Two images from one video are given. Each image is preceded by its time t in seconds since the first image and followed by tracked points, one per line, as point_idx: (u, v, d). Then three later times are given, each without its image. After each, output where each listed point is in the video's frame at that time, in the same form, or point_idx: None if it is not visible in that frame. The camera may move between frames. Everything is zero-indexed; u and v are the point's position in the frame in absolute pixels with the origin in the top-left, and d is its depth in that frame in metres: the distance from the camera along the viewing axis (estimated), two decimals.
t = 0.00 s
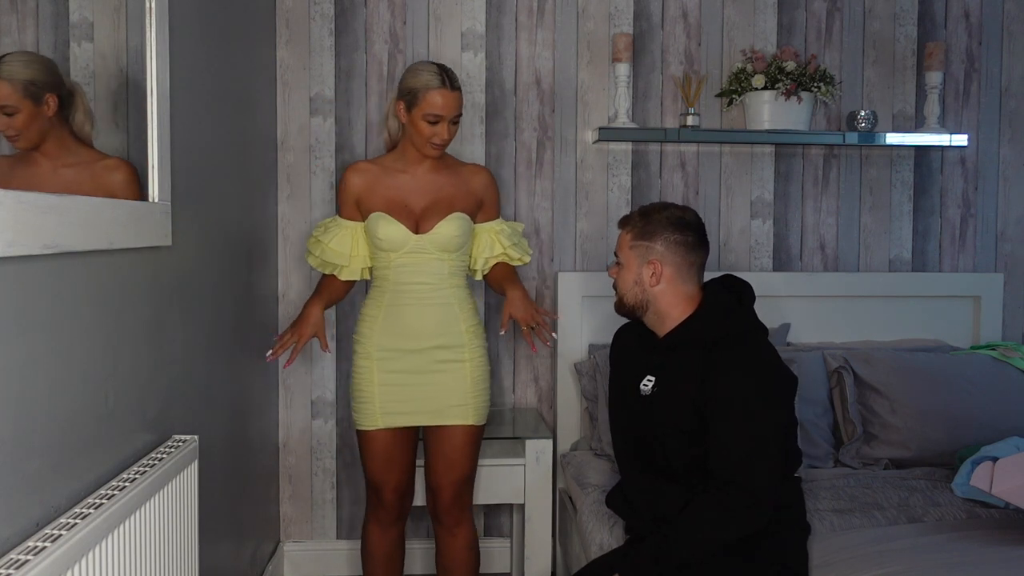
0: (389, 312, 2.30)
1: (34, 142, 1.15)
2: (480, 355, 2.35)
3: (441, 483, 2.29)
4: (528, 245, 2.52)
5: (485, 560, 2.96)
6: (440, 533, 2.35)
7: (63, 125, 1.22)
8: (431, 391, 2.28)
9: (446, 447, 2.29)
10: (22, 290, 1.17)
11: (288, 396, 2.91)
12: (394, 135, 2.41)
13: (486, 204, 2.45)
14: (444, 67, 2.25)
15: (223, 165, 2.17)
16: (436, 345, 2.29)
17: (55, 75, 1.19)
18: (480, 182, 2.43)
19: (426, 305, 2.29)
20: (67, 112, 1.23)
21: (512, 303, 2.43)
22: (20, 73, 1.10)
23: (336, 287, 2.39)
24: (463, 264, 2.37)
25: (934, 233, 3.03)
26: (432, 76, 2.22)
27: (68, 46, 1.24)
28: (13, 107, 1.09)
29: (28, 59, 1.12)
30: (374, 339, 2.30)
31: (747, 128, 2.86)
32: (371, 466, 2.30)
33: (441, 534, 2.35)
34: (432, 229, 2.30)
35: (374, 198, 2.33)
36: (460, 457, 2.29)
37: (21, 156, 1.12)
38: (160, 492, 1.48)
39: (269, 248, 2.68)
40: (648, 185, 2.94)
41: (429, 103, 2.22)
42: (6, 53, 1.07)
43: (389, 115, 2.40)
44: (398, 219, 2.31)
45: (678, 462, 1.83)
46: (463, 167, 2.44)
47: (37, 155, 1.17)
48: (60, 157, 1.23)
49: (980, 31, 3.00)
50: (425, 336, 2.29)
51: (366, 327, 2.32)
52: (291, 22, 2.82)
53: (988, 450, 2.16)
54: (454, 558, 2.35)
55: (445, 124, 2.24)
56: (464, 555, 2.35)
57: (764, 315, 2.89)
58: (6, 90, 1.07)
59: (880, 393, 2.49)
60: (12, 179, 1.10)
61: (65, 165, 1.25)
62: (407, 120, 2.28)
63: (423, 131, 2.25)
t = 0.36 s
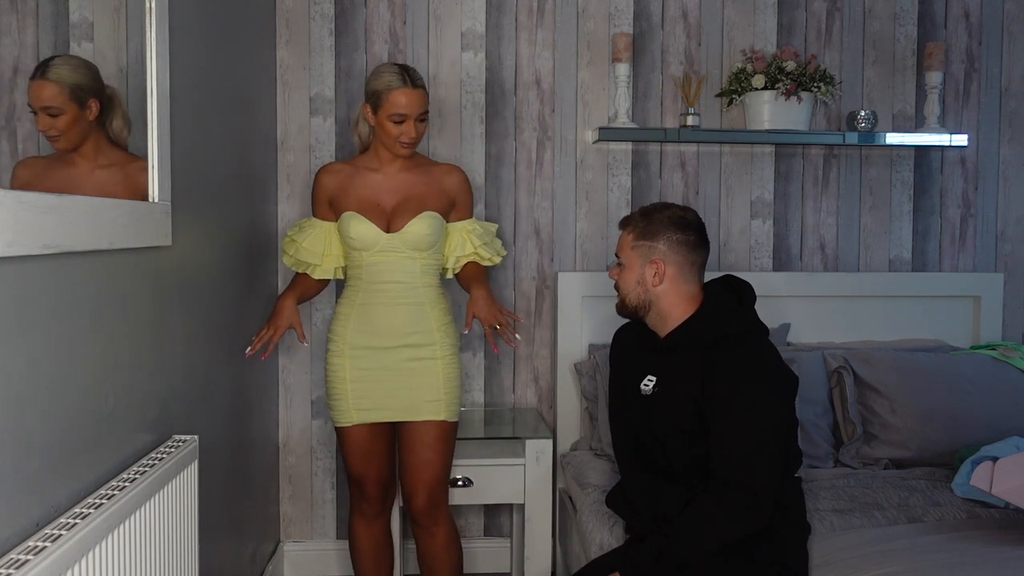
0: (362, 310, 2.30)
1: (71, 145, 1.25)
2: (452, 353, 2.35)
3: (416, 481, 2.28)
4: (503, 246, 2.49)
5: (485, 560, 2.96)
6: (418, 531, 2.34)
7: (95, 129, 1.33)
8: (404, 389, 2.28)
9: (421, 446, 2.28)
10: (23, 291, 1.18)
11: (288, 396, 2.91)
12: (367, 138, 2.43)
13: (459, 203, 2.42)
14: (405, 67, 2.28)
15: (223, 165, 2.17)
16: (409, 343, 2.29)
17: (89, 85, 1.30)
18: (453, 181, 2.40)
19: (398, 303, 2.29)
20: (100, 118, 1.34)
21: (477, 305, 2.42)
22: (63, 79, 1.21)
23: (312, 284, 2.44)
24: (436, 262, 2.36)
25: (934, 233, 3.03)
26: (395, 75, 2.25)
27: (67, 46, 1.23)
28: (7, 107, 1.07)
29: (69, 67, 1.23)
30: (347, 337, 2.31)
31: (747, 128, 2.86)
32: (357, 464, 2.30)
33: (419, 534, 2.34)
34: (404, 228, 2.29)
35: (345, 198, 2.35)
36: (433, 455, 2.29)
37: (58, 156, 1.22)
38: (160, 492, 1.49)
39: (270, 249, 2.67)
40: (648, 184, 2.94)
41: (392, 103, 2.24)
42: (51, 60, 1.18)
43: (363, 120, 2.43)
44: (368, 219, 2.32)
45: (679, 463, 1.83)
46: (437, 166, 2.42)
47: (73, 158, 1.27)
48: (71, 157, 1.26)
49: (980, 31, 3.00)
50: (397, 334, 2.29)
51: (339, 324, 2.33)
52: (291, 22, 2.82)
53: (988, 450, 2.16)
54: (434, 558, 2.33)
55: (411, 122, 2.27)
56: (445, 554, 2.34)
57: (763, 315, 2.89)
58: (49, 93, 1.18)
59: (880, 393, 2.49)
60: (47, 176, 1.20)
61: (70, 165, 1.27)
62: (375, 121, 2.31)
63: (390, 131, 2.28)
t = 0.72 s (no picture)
0: (355, 311, 2.31)
1: (84, 147, 1.29)
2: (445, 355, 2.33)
3: (384, 475, 2.21)
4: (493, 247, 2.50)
5: (485, 560, 2.96)
6: (374, 528, 2.24)
7: (105, 132, 1.37)
8: (392, 388, 2.27)
9: (398, 442, 2.23)
10: (23, 291, 1.17)
11: (288, 396, 2.91)
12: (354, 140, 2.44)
13: (449, 202, 2.42)
14: (391, 68, 2.29)
15: (223, 165, 2.17)
16: (398, 342, 2.28)
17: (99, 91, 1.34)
18: (443, 181, 2.40)
19: (389, 304, 2.29)
20: (110, 121, 1.39)
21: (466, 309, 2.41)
22: (78, 82, 1.25)
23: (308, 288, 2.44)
24: (428, 263, 2.35)
25: (933, 233, 3.03)
26: (380, 77, 2.26)
27: (68, 46, 1.23)
28: (6, 106, 1.07)
29: (84, 70, 1.28)
30: (340, 337, 2.32)
31: (747, 128, 2.86)
32: (356, 462, 2.32)
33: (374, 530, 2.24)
34: (394, 229, 2.29)
35: (336, 201, 2.35)
36: (407, 453, 2.23)
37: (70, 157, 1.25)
38: (160, 492, 1.48)
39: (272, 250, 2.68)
40: (648, 184, 2.94)
41: (379, 104, 2.25)
42: (69, 62, 1.23)
43: (351, 124, 2.43)
44: (360, 221, 2.31)
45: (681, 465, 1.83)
46: (427, 166, 2.42)
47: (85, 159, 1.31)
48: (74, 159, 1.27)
49: (980, 31, 3.00)
50: (387, 334, 2.29)
51: (334, 324, 2.34)
52: (291, 22, 2.82)
53: (988, 450, 2.16)
54: (384, 558, 2.23)
55: (399, 122, 2.28)
56: (397, 556, 2.23)
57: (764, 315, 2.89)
58: (65, 96, 1.22)
59: (880, 393, 2.49)
60: (60, 176, 1.23)
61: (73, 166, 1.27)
62: (362, 123, 2.31)
63: (378, 132, 2.28)
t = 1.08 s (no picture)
0: (348, 315, 2.31)
1: (89, 146, 1.31)
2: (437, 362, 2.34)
3: (369, 482, 2.21)
4: (492, 250, 2.47)
5: (485, 561, 2.96)
6: (350, 533, 2.24)
7: (109, 134, 1.40)
8: (384, 395, 2.27)
9: (387, 450, 2.23)
10: (23, 290, 1.18)
11: (288, 396, 2.91)
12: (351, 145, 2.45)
13: (444, 206, 2.40)
14: (384, 68, 2.32)
15: (223, 165, 2.17)
16: (391, 348, 2.28)
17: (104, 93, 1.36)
18: (438, 184, 2.39)
19: (383, 309, 2.29)
20: (115, 123, 1.41)
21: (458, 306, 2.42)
22: (84, 82, 1.28)
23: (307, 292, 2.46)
24: (422, 268, 2.35)
25: (934, 233, 3.03)
26: (372, 75, 2.29)
27: (68, 46, 1.23)
28: (6, 106, 1.07)
29: (90, 70, 1.30)
30: (332, 341, 2.31)
31: (747, 128, 2.86)
32: (348, 466, 2.33)
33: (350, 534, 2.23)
34: (389, 231, 2.29)
35: (332, 203, 2.35)
36: (396, 462, 2.24)
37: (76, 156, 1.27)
38: (160, 492, 1.48)
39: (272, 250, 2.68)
40: (648, 184, 2.94)
41: (371, 101, 2.27)
42: (77, 61, 1.25)
43: (347, 128, 2.45)
44: (355, 223, 2.31)
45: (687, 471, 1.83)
46: (424, 170, 2.41)
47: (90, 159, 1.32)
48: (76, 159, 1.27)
49: (980, 31, 3.00)
50: (380, 339, 2.28)
51: (326, 327, 2.34)
52: (291, 22, 2.82)
53: (988, 450, 2.16)
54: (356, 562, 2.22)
55: (391, 120, 2.29)
56: (368, 564, 2.22)
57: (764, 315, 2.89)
58: (72, 94, 1.24)
59: (880, 393, 2.49)
60: (62, 177, 1.24)
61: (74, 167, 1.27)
62: (356, 123, 2.33)
63: (371, 130, 2.30)
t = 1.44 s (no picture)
0: (343, 317, 2.31)
1: (93, 147, 1.33)
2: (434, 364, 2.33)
3: (362, 486, 2.22)
4: (487, 254, 2.44)
5: (485, 561, 2.95)
6: (343, 536, 2.24)
7: (113, 134, 1.42)
8: (380, 398, 2.27)
9: (382, 453, 2.24)
10: (23, 290, 1.17)
11: (288, 396, 2.90)
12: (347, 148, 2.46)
13: (438, 208, 2.38)
14: (378, 68, 2.32)
15: (223, 165, 2.17)
16: (386, 350, 2.28)
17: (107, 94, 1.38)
18: (433, 185, 2.37)
19: (378, 311, 2.28)
20: (118, 123, 1.43)
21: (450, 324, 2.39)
22: (88, 82, 1.29)
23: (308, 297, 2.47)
24: (417, 269, 2.34)
25: (934, 233, 3.03)
26: (367, 75, 2.30)
27: (68, 45, 1.23)
28: (6, 106, 1.07)
29: (94, 71, 1.32)
30: (327, 343, 2.31)
31: (747, 128, 2.86)
32: (345, 468, 2.34)
33: (342, 537, 2.24)
34: (383, 233, 2.29)
35: (327, 205, 2.35)
36: (389, 466, 2.24)
37: (78, 157, 1.28)
38: (160, 492, 1.48)
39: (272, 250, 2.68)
40: (648, 184, 2.93)
41: (365, 101, 2.28)
42: (81, 62, 1.27)
43: (342, 129, 2.46)
44: (349, 224, 2.31)
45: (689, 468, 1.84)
46: (419, 171, 2.40)
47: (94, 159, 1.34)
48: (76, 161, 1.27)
49: (980, 31, 3.00)
50: (375, 341, 2.28)
51: (321, 329, 2.33)
52: (291, 22, 2.82)
53: (988, 450, 2.16)
54: (350, 564, 2.23)
55: (385, 119, 2.29)
56: (360, 568, 2.23)
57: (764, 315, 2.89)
58: (77, 95, 1.25)
59: (880, 394, 2.49)
60: (61, 178, 1.23)
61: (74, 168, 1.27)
62: (351, 124, 2.34)
63: (365, 130, 2.30)
